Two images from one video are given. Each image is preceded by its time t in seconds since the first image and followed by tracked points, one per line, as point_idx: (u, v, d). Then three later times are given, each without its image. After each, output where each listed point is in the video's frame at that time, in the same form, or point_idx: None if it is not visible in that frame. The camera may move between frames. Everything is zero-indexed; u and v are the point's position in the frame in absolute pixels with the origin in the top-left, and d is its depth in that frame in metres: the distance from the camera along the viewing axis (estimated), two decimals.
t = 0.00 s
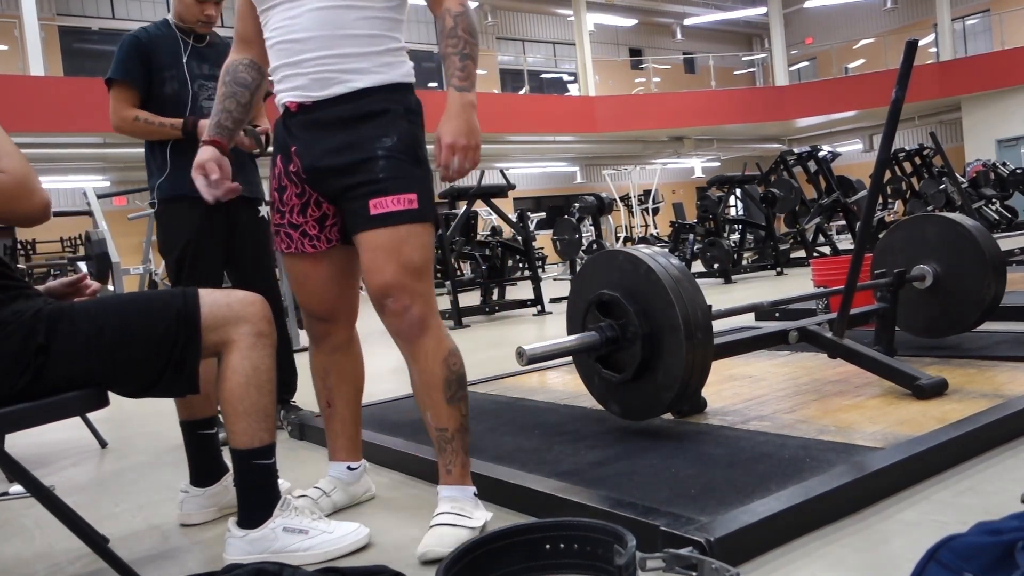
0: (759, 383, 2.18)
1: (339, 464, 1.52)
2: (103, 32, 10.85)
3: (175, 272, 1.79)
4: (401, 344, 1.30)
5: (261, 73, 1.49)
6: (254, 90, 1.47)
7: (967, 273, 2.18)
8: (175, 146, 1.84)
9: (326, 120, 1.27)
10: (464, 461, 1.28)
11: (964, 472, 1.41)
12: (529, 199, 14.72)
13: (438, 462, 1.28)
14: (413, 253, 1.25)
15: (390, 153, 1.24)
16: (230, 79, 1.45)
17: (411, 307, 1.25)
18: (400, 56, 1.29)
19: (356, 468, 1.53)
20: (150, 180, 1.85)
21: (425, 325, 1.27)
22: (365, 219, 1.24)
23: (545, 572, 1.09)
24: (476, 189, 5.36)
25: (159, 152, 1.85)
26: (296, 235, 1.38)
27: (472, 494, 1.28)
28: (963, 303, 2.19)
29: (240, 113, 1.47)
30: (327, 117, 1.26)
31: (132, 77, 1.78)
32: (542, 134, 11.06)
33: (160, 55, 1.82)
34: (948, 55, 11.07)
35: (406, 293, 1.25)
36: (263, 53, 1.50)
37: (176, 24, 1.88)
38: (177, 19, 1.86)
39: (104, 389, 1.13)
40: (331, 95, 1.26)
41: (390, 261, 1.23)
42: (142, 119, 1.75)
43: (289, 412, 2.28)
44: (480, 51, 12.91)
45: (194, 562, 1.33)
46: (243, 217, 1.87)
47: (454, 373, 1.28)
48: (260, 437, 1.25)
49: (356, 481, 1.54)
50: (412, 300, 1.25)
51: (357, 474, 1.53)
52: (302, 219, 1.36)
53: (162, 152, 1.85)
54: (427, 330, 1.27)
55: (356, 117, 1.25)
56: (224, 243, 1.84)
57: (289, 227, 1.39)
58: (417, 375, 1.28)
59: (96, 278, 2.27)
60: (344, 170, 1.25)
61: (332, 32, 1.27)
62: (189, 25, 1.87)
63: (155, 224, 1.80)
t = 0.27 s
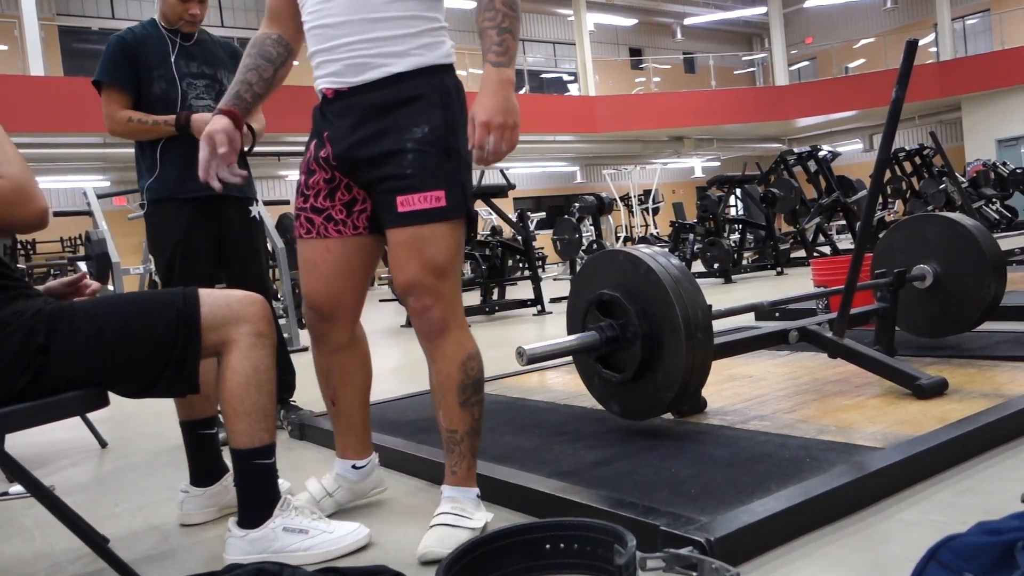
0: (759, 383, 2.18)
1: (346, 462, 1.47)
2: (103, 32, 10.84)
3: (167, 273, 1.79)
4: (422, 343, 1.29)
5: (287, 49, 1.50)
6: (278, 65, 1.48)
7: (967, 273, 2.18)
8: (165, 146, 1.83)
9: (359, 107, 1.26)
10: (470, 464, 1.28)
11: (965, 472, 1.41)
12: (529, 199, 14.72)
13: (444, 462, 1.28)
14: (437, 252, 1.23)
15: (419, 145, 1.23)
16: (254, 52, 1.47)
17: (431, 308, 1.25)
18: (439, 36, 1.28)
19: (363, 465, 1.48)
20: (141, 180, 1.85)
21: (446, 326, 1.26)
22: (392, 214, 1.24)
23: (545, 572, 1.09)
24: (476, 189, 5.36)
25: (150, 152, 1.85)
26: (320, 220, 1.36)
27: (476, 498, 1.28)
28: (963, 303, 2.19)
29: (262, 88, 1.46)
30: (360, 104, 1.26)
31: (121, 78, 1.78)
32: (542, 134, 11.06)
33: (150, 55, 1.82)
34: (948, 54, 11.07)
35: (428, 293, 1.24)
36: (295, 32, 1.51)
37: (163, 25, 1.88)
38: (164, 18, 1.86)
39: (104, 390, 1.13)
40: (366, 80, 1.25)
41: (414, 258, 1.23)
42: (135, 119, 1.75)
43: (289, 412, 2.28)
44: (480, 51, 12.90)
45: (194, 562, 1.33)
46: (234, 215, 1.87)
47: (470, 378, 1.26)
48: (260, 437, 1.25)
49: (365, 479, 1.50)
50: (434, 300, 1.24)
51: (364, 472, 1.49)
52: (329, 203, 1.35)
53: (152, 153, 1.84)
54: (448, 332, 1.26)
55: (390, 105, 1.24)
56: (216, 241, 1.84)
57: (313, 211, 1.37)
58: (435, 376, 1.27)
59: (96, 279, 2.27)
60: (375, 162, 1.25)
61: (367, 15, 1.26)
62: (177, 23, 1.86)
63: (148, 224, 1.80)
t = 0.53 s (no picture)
0: (758, 384, 2.18)
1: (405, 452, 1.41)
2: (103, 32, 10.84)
3: (166, 273, 1.78)
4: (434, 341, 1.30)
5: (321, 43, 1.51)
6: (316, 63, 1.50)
7: (968, 273, 2.18)
8: (163, 146, 1.83)
9: (374, 98, 1.24)
10: (474, 464, 1.28)
11: (964, 472, 1.41)
12: (529, 199, 14.73)
13: (449, 461, 1.28)
14: (453, 253, 1.23)
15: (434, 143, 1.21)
16: (292, 55, 1.49)
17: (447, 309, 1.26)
18: (452, 30, 1.27)
19: (426, 447, 1.43)
20: (138, 181, 1.84)
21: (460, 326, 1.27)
22: (409, 214, 1.22)
23: (545, 572, 1.09)
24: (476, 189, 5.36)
25: (148, 152, 1.84)
26: (340, 201, 1.28)
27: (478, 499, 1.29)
28: (963, 303, 2.19)
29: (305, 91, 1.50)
30: (374, 96, 1.24)
31: (119, 78, 1.78)
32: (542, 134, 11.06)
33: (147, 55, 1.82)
34: (948, 54, 11.07)
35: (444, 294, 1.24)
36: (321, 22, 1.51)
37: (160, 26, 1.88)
38: (160, 19, 1.86)
39: (105, 389, 1.13)
40: (378, 73, 1.24)
41: (430, 258, 1.23)
42: (133, 119, 1.75)
43: (289, 412, 2.28)
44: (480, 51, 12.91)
45: (194, 562, 1.33)
46: (232, 215, 1.87)
47: (481, 377, 1.28)
48: (260, 437, 1.25)
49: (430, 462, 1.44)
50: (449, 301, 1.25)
51: (427, 456, 1.43)
52: (348, 183, 1.28)
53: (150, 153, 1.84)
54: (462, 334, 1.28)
55: (406, 98, 1.23)
56: (214, 240, 1.84)
57: (328, 190, 1.29)
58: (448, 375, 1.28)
59: (96, 279, 2.27)
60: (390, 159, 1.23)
61: (381, 7, 1.25)
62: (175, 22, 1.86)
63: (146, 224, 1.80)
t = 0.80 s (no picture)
0: (758, 383, 2.18)
1: (357, 505, 1.22)
2: (103, 32, 10.84)
3: (169, 273, 1.78)
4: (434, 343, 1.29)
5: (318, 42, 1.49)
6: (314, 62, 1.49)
7: (968, 273, 2.18)
8: (166, 146, 1.83)
9: (371, 98, 1.21)
10: (475, 463, 1.29)
11: (964, 472, 1.41)
12: (529, 199, 14.74)
13: (451, 462, 1.28)
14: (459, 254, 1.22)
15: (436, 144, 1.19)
16: (289, 56, 1.47)
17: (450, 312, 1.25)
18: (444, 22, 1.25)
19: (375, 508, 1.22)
20: (141, 181, 1.84)
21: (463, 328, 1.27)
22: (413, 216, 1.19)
23: (545, 572, 1.09)
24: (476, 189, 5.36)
25: (150, 153, 1.84)
26: (338, 202, 1.23)
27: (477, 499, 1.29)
28: (963, 303, 2.19)
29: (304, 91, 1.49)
30: (372, 95, 1.21)
31: (119, 79, 1.77)
32: (542, 135, 11.06)
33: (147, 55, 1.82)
34: (948, 54, 11.07)
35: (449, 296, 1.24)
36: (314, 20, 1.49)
37: (161, 25, 1.88)
38: (160, 18, 1.85)
39: (105, 389, 1.12)
40: (373, 71, 1.21)
41: (436, 262, 1.21)
42: (136, 121, 1.75)
43: (289, 412, 2.28)
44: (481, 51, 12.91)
45: (195, 562, 1.33)
46: (234, 216, 1.86)
47: (484, 378, 1.29)
48: (259, 437, 1.25)
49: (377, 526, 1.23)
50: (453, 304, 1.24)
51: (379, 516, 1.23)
52: (346, 182, 1.23)
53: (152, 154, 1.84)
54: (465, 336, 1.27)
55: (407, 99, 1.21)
56: (217, 240, 1.84)
57: (324, 190, 1.23)
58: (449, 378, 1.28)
59: (96, 278, 2.27)
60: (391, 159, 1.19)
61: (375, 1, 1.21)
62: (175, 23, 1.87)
63: (149, 225, 1.80)
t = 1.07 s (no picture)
0: (759, 383, 2.18)
1: (304, 528, 1.12)
2: (103, 32, 10.84)
3: (174, 275, 1.79)
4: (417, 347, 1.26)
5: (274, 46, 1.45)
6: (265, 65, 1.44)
7: (967, 274, 2.18)
8: (172, 147, 1.84)
9: (329, 102, 1.12)
10: (471, 464, 1.28)
11: (964, 472, 1.41)
12: (529, 200, 14.75)
13: (446, 464, 1.27)
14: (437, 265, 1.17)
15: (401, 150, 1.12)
16: (242, 54, 1.42)
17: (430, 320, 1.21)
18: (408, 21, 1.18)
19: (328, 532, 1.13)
20: (145, 182, 1.84)
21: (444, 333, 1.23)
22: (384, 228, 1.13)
23: (545, 572, 1.09)
24: (476, 190, 5.36)
25: (157, 154, 1.85)
26: (294, 220, 1.15)
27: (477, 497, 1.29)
28: (963, 303, 2.19)
29: (253, 91, 1.45)
30: (331, 98, 1.12)
31: (125, 81, 1.78)
32: (542, 135, 11.06)
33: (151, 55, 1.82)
34: (948, 55, 11.07)
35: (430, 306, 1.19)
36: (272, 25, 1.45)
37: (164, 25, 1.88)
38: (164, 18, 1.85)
39: (105, 388, 1.12)
40: (333, 71, 1.13)
41: (415, 277, 1.16)
42: (144, 122, 1.76)
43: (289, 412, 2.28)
44: (481, 51, 12.92)
45: (194, 562, 1.33)
46: (238, 215, 1.85)
47: (472, 380, 1.27)
48: (260, 438, 1.25)
49: (327, 553, 1.14)
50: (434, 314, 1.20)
51: (328, 542, 1.13)
52: (303, 200, 1.15)
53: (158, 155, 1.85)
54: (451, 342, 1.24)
55: (367, 102, 1.12)
56: (221, 241, 1.84)
57: (282, 209, 1.16)
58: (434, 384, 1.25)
59: (97, 278, 2.27)
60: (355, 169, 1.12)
61: None
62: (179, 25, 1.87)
63: (154, 226, 1.80)
